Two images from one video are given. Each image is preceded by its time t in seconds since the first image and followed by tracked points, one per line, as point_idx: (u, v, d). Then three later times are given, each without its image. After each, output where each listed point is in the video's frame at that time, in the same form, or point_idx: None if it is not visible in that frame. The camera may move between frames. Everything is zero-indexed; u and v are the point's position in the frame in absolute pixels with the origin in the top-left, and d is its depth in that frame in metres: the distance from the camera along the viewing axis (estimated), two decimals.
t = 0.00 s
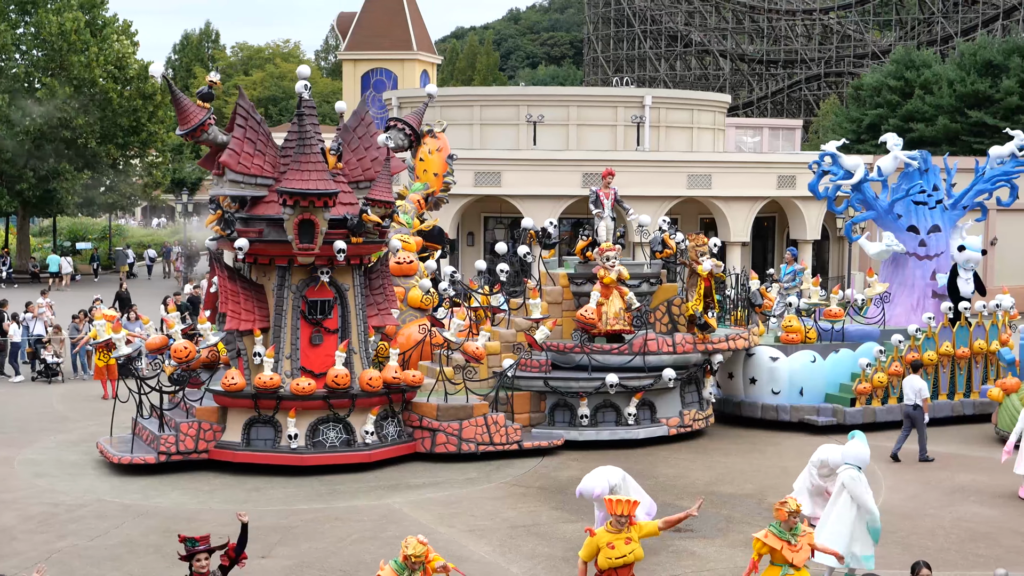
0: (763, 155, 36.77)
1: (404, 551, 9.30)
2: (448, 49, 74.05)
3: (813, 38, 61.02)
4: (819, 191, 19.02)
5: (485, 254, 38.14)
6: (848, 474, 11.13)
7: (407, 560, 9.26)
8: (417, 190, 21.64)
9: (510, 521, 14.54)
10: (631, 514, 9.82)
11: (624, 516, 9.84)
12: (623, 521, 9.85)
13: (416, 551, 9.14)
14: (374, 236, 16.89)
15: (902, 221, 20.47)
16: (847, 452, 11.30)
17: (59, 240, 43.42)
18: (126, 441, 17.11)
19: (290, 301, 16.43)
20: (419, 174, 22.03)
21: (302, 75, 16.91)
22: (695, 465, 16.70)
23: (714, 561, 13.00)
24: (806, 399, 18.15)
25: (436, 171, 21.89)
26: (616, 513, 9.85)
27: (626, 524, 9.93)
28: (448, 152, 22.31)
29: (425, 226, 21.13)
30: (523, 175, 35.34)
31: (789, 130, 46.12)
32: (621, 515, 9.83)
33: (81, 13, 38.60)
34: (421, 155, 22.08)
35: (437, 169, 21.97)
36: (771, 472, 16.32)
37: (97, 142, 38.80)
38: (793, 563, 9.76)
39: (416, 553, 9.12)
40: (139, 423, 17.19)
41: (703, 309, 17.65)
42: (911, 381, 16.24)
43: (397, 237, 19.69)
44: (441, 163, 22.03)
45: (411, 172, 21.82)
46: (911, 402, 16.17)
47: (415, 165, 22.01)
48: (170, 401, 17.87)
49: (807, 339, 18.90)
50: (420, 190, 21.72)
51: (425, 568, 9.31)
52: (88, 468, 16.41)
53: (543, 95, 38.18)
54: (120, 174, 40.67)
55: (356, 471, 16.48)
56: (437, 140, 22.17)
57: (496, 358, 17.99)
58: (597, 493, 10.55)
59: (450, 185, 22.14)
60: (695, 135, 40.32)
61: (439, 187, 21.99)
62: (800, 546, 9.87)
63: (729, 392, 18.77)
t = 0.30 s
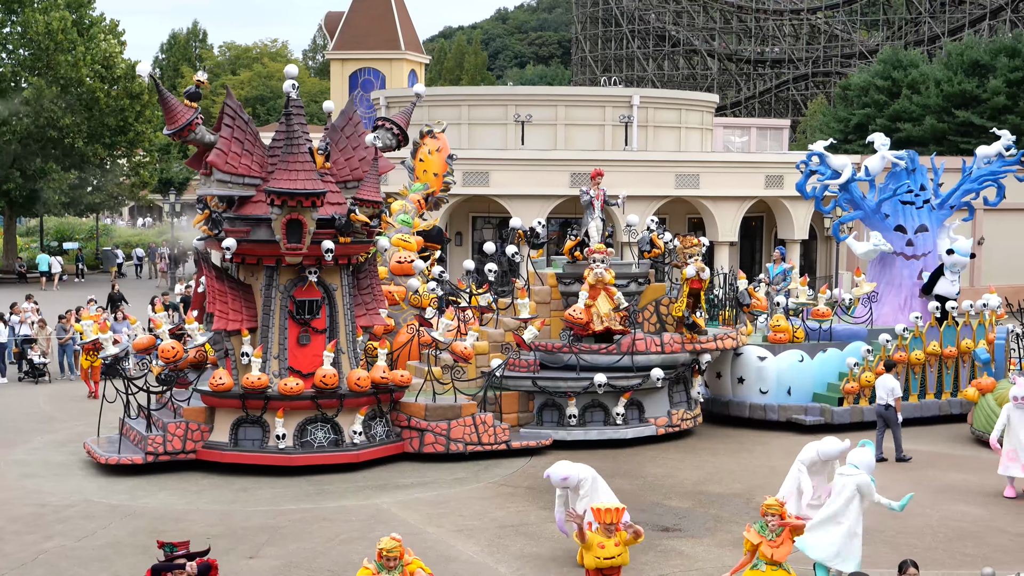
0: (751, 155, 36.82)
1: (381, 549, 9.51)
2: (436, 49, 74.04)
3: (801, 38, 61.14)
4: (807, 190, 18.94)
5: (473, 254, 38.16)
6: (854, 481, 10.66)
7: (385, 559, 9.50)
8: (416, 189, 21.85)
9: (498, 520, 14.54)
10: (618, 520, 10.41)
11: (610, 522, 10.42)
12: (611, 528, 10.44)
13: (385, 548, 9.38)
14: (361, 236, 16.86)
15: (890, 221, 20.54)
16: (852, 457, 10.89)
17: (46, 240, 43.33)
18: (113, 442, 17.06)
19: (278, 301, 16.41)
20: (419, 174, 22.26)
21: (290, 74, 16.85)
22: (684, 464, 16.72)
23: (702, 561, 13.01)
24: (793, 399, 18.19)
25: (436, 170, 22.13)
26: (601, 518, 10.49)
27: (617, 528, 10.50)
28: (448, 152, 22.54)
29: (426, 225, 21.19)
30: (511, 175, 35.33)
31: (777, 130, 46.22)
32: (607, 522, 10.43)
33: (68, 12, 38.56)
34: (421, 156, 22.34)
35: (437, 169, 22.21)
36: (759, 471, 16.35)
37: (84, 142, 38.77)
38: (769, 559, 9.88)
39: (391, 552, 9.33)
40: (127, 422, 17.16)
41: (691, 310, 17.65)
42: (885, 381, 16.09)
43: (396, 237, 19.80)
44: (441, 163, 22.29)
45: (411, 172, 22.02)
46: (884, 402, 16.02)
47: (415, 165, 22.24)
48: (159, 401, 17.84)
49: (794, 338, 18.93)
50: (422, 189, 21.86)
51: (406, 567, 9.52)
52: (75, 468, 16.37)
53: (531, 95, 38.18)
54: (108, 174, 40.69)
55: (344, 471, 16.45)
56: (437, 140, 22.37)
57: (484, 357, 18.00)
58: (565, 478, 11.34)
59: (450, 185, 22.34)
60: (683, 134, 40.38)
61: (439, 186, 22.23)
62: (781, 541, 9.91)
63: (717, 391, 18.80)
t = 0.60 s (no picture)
0: (739, 155, 36.86)
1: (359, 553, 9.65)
2: (424, 49, 74.01)
3: (788, 38, 61.25)
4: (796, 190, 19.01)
5: (461, 254, 38.18)
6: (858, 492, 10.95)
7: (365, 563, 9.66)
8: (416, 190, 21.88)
9: (487, 521, 14.53)
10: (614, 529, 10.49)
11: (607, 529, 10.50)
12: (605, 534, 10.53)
13: (366, 552, 9.43)
14: (349, 236, 16.86)
15: (877, 221, 20.63)
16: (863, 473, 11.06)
17: (34, 241, 43.24)
18: (101, 443, 17.02)
19: (266, 301, 16.38)
20: (419, 174, 22.18)
21: (278, 74, 16.85)
22: (672, 464, 16.73)
23: (690, 560, 13.01)
24: (781, 398, 18.24)
25: (436, 170, 22.06)
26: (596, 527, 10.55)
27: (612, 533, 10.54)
28: (448, 152, 22.47)
29: (427, 226, 21.21)
30: (500, 175, 35.33)
31: (765, 130, 46.30)
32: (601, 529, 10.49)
33: (55, 12, 38.51)
34: (421, 155, 22.24)
35: (438, 169, 22.15)
36: (747, 471, 16.37)
37: (71, 142, 38.73)
38: (763, 567, 9.93)
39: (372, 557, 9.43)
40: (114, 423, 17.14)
41: (680, 309, 17.74)
42: (861, 381, 15.77)
43: (397, 236, 19.95)
44: (441, 163, 22.21)
45: (410, 172, 21.95)
46: (861, 402, 15.71)
47: (415, 166, 22.17)
48: (146, 402, 17.82)
49: (782, 338, 18.95)
50: (422, 189, 21.80)
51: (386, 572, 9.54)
52: (62, 469, 16.33)
53: (520, 95, 38.18)
54: (95, 174, 40.64)
55: (332, 472, 16.43)
56: (438, 140, 22.29)
57: (472, 358, 17.99)
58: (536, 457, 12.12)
59: (450, 185, 22.35)
60: (671, 134, 40.42)
61: (439, 186, 22.22)
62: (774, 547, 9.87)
63: (705, 391, 18.81)
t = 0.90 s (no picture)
0: (728, 154, 36.92)
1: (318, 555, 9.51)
2: (413, 49, 74.04)
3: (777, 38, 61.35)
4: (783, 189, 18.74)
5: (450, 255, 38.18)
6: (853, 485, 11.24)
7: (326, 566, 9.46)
8: (416, 190, 21.87)
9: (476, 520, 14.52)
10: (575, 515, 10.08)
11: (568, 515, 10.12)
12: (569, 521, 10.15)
13: (327, 554, 9.26)
14: (338, 236, 16.87)
15: (866, 221, 20.68)
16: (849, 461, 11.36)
17: (22, 241, 43.17)
18: (89, 444, 16.98)
19: (255, 301, 16.34)
20: (419, 174, 22.19)
21: (267, 73, 16.82)
22: (661, 464, 16.73)
23: (680, 559, 12.99)
24: (771, 398, 18.27)
25: (435, 170, 22.07)
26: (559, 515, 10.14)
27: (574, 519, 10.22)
28: (448, 152, 22.44)
29: (427, 227, 21.23)
30: (489, 175, 35.32)
31: (754, 130, 46.37)
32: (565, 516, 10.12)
33: (43, 12, 38.46)
34: (421, 155, 22.22)
35: (438, 169, 22.16)
36: (736, 470, 16.38)
37: (59, 142, 38.72)
38: (732, 556, 9.91)
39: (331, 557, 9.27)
40: (103, 422, 17.11)
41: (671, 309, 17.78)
42: (841, 381, 15.74)
43: (397, 236, 19.55)
44: (440, 163, 22.21)
45: (410, 172, 21.96)
46: (840, 402, 15.66)
47: (415, 166, 22.18)
48: (134, 401, 17.81)
49: (772, 337, 18.99)
50: (422, 189, 21.81)
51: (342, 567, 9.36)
52: (51, 470, 16.30)
53: (509, 95, 38.20)
54: (83, 174, 40.65)
55: (321, 472, 16.41)
56: (437, 140, 22.24)
57: (462, 357, 18.02)
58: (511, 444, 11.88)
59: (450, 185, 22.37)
60: (660, 134, 40.46)
61: (438, 186, 22.27)
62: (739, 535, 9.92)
63: (695, 390, 18.86)
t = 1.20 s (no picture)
0: (719, 154, 36.96)
1: (288, 556, 9.39)
2: (404, 49, 74.02)
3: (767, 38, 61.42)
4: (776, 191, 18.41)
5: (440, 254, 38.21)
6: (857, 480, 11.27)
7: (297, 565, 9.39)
8: (415, 190, 21.88)
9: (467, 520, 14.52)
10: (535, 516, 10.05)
11: (527, 516, 10.08)
12: (528, 523, 10.09)
13: (299, 555, 9.19)
14: (329, 236, 16.83)
15: (856, 220, 20.85)
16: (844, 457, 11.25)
17: (12, 242, 43.09)
18: (79, 444, 16.94)
19: (245, 301, 16.33)
20: (419, 174, 22.15)
21: (258, 73, 16.79)
22: (653, 463, 16.73)
23: (670, 558, 13.00)
24: (762, 397, 18.29)
25: (436, 170, 22.03)
26: (518, 515, 10.09)
27: (532, 524, 10.19)
28: (449, 152, 22.40)
29: (427, 227, 21.26)
30: (480, 175, 35.34)
31: (744, 130, 46.45)
32: (525, 517, 10.07)
33: (33, 12, 38.36)
34: (421, 156, 22.20)
35: (438, 169, 22.12)
36: (726, 470, 16.39)
37: (49, 142, 38.66)
38: (700, 555, 9.87)
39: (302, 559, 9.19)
40: (93, 423, 17.08)
41: (662, 309, 17.77)
42: (823, 380, 15.69)
43: (398, 236, 19.59)
44: (440, 163, 22.18)
45: (410, 173, 21.92)
46: (822, 401, 15.67)
47: (415, 166, 22.15)
48: (124, 402, 17.78)
49: (762, 337, 19.06)
50: (421, 190, 21.79)
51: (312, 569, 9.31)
52: (41, 470, 16.28)
53: (500, 94, 38.20)
54: (73, 175, 40.63)
55: (312, 472, 16.40)
56: (437, 140, 22.21)
57: (453, 357, 17.97)
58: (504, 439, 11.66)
59: (450, 185, 22.30)
60: (651, 134, 40.50)
61: (439, 186, 22.21)
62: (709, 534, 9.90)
63: (686, 390, 18.89)
